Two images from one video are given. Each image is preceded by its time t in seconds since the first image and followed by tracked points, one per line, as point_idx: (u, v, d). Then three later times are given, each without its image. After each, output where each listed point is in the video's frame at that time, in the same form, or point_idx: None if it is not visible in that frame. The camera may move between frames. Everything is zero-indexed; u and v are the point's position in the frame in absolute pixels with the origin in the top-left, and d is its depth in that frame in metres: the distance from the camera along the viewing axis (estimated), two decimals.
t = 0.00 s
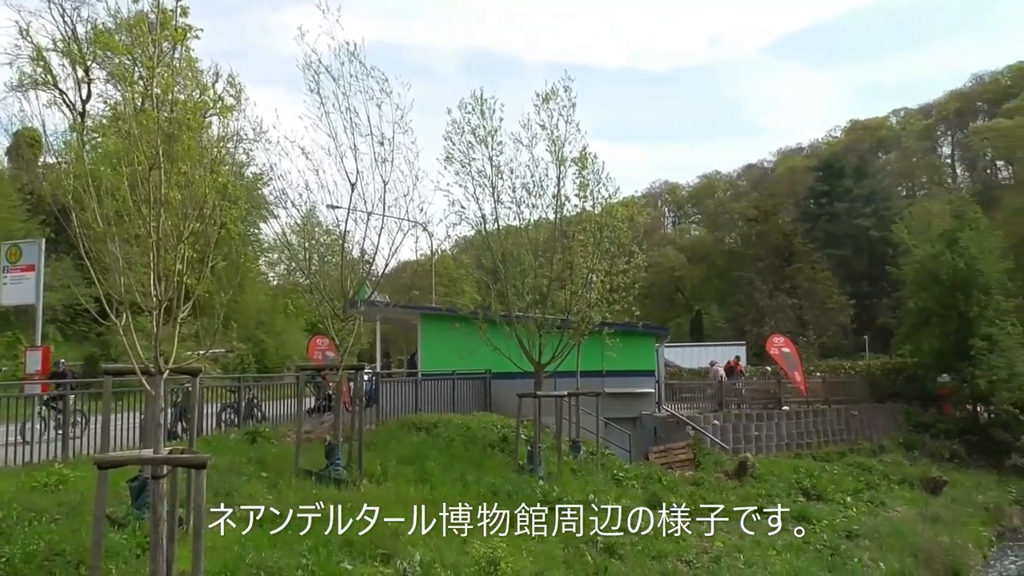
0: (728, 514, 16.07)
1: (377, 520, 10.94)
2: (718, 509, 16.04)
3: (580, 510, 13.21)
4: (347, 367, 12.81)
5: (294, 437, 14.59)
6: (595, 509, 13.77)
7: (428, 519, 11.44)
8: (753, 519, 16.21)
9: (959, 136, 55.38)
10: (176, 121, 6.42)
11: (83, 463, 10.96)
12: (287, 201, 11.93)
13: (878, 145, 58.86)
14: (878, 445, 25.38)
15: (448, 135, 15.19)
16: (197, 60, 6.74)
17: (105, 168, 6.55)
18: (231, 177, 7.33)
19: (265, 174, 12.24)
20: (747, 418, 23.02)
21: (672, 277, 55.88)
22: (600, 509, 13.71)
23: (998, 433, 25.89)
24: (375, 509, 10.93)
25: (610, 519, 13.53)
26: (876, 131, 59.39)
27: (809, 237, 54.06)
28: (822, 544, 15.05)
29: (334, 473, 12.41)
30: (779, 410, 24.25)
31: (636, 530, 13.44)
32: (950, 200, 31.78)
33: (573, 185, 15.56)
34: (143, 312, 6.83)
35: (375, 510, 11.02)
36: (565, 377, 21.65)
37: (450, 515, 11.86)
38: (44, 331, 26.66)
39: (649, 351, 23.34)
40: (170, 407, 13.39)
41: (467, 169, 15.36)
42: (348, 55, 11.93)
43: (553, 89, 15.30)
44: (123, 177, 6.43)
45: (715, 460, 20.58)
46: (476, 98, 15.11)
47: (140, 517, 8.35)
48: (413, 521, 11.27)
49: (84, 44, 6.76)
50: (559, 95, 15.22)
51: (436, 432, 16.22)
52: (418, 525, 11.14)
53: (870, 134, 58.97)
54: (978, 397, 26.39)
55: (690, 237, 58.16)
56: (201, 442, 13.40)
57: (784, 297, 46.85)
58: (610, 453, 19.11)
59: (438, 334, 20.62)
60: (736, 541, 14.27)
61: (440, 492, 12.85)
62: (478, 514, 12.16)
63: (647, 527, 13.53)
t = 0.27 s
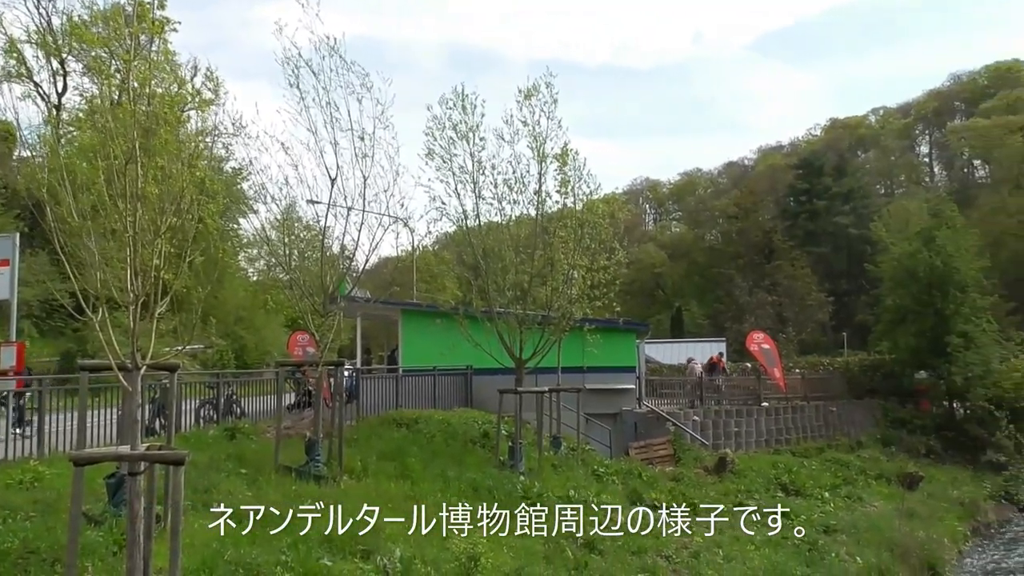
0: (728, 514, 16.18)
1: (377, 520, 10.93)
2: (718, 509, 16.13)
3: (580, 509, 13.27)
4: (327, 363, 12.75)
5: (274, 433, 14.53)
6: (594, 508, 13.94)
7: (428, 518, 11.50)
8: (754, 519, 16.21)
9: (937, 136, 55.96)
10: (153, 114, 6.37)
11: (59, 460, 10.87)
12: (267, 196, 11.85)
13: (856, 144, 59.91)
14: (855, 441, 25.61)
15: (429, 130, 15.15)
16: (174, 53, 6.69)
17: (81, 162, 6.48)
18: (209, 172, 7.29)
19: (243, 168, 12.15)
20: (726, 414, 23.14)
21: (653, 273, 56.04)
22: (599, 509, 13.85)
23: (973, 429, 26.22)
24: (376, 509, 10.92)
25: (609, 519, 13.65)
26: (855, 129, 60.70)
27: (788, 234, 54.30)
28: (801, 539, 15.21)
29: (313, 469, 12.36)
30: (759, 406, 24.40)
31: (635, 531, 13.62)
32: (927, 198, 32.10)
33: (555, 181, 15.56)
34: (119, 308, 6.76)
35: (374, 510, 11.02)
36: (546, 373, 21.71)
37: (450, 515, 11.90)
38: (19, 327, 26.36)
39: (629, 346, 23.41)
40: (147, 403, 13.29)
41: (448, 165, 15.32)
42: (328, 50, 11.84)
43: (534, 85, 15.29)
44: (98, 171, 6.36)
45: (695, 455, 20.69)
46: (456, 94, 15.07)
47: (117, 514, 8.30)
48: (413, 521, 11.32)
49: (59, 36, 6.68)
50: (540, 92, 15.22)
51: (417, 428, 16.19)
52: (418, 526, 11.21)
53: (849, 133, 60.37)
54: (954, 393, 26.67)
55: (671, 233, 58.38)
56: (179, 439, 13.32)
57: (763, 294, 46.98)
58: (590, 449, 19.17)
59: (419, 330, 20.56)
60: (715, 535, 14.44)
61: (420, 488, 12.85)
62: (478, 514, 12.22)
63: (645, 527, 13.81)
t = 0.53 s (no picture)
0: (730, 514, 16.12)
1: (378, 520, 10.89)
2: (719, 508, 16.07)
3: (581, 510, 13.36)
4: (307, 357, 12.68)
5: (254, 428, 14.47)
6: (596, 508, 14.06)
7: (428, 518, 11.51)
8: (753, 519, 16.05)
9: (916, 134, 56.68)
10: (131, 105, 6.31)
11: (35, 454, 10.77)
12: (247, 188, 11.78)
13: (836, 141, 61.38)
14: (833, 436, 25.82)
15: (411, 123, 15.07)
16: (152, 42, 6.62)
17: (57, 152, 6.40)
18: (188, 164, 7.23)
19: (223, 161, 12.06)
20: (706, 409, 23.27)
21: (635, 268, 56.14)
22: (600, 509, 13.91)
23: (950, 424, 26.51)
24: (376, 509, 10.89)
25: (609, 520, 13.68)
26: (835, 127, 61.51)
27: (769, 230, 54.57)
28: (780, 532, 15.36)
29: (293, 463, 12.32)
30: (738, 401, 24.54)
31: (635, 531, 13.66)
32: (906, 195, 32.41)
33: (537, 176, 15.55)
34: (96, 301, 6.69)
35: (375, 510, 11.01)
36: (527, 367, 21.75)
37: (450, 515, 11.90)
38: None
39: (610, 341, 23.49)
40: (125, 397, 13.20)
41: (429, 158, 15.26)
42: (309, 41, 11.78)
43: (516, 79, 15.26)
44: (74, 162, 6.29)
45: (675, 450, 20.80)
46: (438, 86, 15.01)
47: (94, 508, 8.25)
48: (414, 521, 11.28)
49: (34, 25, 6.59)
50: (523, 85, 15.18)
51: (398, 422, 16.18)
52: (418, 526, 11.17)
53: (830, 131, 61.12)
54: (930, 389, 26.95)
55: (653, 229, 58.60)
56: (158, 433, 13.23)
57: (744, 289, 47.05)
58: (571, 443, 19.22)
59: (400, 323, 20.50)
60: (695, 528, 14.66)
61: (400, 483, 12.83)
62: (479, 514, 12.23)
63: (646, 527, 13.89)
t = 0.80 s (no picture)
0: (731, 514, 15.99)
1: (377, 520, 10.86)
2: (719, 509, 15.97)
3: (580, 509, 13.39)
4: (287, 351, 12.59)
5: (234, 422, 14.38)
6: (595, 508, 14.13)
7: (428, 518, 11.48)
8: (754, 519, 16.00)
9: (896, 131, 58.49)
10: (108, 95, 6.24)
11: (9, 449, 10.63)
12: (228, 180, 11.68)
13: (818, 137, 61.93)
14: (813, 429, 26.01)
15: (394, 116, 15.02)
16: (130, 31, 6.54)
17: (31, 142, 6.30)
18: (166, 155, 7.16)
19: (203, 152, 11.95)
20: (688, 402, 23.36)
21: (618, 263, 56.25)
22: (600, 509, 13.95)
23: (927, 418, 26.80)
24: (376, 510, 10.83)
25: (610, 519, 13.76)
26: (817, 123, 61.97)
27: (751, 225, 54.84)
28: (760, 526, 15.52)
29: (274, 457, 12.28)
30: (719, 395, 24.67)
31: (634, 530, 13.73)
32: (886, 191, 32.66)
33: (519, 170, 15.54)
34: (72, 293, 6.60)
35: (375, 511, 10.96)
36: (510, 362, 21.74)
37: (450, 515, 11.89)
38: None
39: (592, 335, 23.54)
40: (103, 391, 13.09)
41: (412, 151, 15.21)
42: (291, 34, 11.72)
43: (499, 73, 15.24)
44: (50, 152, 6.20)
45: (656, 444, 20.88)
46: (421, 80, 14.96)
47: (71, 503, 8.18)
48: (413, 521, 11.24)
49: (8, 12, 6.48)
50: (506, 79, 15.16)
51: (379, 416, 16.14)
52: (418, 525, 11.11)
53: (811, 126, 61.64)
54: (908, 383, 27.21)
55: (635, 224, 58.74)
56: (136, 427, 13.13)
57: (726, 284, 47.33)
58: (553, 437, 19.27)
59: (382, 317, 20.39)
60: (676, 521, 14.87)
61: (382, 477, 12.81)
62: (478, 514, 12.21)
63: (645, 526, 13.87)
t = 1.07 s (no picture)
0: (730, 515, 15.73)
1: (378, 520, 10.79)
2: (719, 510, 15.73)
3: (580, 510, 13.42)
4: (268, 344, 12.51)
5: (214, 415, 14.30)
6: (595, 508, 14.28)
7: (426, 518, 11.41)
8: (753, 519, 15.66)
9: (876, 126, 59.36)
10: (85, 85, 6.15)
11: None
12: (208, 172, 11.58)
13: (800, 132, 62.25)
14: (793, 422, 26.18)
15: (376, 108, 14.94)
16: (107, 20, 6.45)
17: (6, 132, 6.20)
18: (144, 147, 7.07)
19: (183, 144, 11.84)
20: (670, 395, 23.44)
21: (601, 256, 56.33)
22: (600, 509, 14.05)
23: (905, 411, 27.07)
24: (376, 509, 10.75)
25: (609, 520, 13.82)
26: (798, 118, 62.33)
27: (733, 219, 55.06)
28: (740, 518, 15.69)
29: (255, 450, 12.22)
30: (701, 388, 24.77)
31: (634, 531, 13.71)
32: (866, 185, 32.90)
33: (502, 163, 15.52)
34: (48, 286, 6.51)
35: (375, 510, 10.91)
36: (492, 355, 21.71)
37: (450, 515, 11.81)
38: None
39: (575, 328, 23.57)
40: (81, 385, 12.97)
41: (394, 144, 15.15)
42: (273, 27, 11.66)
43: (481, 66, 15.20)
44: (25, 143, 6.11)
45: (638, 436, 20.95)
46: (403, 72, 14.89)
47: (49, 498, 8.11)
48: (414, 521, 11.16)
49: None
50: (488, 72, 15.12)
51: (361, 409, 16.09)
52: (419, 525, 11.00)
53: (793, 121, 62.01)
54: (887, 376, 27.46)
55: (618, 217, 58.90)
56: (115, 421, 13.02)
57: (707, 278, 47.51)
58: (535, 430, 19.30)
59: (364, 311, 20.27)
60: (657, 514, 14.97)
61: (364, 470, 12.78)
62: (478, 513, 12.18)
63: (645, 526, 13.87)
